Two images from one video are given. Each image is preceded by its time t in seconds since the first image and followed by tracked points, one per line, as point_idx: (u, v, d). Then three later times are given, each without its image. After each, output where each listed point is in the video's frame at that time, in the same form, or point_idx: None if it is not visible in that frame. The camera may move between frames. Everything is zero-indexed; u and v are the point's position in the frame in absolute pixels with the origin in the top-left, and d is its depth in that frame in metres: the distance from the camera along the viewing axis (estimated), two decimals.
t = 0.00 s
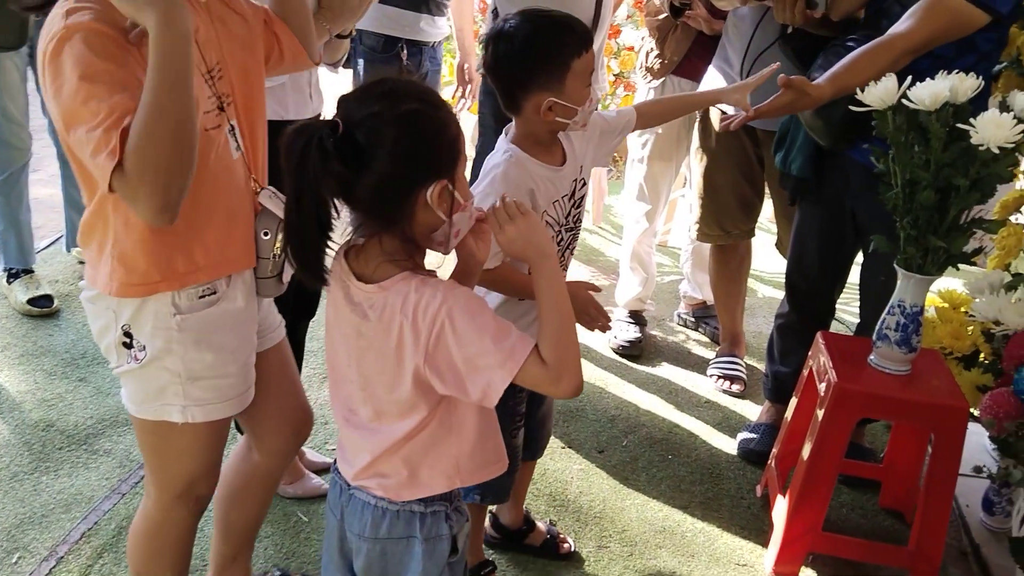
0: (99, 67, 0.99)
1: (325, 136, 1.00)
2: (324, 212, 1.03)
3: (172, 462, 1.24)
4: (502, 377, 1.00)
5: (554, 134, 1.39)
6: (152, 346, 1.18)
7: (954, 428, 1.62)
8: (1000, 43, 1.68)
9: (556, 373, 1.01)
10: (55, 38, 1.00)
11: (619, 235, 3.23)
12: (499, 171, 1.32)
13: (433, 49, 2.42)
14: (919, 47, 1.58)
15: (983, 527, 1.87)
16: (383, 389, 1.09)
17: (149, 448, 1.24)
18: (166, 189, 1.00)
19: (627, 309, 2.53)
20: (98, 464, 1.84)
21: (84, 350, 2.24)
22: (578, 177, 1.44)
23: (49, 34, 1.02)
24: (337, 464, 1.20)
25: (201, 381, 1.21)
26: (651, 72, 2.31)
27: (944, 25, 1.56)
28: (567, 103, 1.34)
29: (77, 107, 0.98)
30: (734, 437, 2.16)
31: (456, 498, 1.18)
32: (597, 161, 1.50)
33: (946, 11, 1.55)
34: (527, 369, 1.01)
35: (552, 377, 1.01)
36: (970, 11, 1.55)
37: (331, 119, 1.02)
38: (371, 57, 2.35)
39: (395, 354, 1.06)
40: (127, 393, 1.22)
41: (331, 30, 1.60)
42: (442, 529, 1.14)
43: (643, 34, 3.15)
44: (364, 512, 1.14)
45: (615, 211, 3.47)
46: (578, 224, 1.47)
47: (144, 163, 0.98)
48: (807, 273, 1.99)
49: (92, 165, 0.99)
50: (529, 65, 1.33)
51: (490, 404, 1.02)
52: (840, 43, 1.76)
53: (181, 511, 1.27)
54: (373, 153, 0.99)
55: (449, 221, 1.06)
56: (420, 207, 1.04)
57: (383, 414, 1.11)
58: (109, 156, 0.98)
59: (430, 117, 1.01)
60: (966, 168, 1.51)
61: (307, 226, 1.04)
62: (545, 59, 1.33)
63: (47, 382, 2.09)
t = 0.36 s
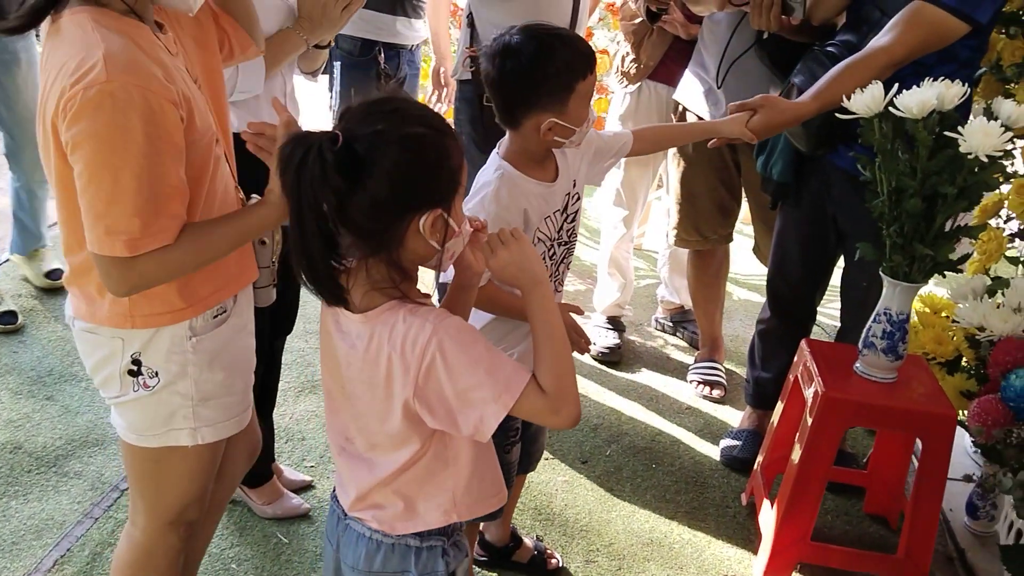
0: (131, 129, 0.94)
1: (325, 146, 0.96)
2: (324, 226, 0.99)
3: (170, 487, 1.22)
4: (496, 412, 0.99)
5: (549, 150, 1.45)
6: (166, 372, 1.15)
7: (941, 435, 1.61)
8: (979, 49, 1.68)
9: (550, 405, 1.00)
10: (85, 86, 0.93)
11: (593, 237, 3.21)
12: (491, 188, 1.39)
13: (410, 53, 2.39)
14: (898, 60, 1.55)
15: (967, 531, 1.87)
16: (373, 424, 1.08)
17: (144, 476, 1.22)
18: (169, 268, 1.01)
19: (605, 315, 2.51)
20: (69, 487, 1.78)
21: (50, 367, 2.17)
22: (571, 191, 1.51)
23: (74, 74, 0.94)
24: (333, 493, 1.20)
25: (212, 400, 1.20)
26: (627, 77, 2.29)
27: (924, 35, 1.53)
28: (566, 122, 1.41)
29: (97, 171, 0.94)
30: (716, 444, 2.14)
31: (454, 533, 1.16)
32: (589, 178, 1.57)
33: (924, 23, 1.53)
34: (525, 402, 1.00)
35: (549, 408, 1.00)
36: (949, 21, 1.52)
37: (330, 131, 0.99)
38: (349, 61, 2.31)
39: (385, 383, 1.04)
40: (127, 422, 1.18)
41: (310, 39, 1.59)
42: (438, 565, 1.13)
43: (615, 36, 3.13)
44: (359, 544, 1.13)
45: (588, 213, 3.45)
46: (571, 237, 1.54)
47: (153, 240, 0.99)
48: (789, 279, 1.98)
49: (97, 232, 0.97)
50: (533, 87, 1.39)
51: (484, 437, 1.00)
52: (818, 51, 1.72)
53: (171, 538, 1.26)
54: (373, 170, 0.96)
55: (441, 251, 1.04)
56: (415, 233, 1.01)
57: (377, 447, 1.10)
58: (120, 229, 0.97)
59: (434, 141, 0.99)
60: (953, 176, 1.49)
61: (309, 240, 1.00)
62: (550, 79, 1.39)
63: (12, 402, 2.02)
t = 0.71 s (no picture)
0: (211, 119, 1.01)
1: (311, 156, 0.93)
2: (308, 236, 0.95)
3: (158, 499, 1.22)
4: (488, 429, 0.95)
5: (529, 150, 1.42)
6: (163, 379, 1.17)
7: (925, 436, 1.60)
8: (959, 46, 1.68)
9: (546, 423, 0.98)
10: (169, 79, 0.98)
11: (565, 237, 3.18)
12: (468, 194, 1.36)
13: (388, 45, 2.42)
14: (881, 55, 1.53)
15: (949, 529, 1.86)
16: (363, 443, 1.05)
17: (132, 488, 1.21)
18: (256, 257, 1.06)
19: (582, 316, 2.48)
20: (35, 503, 1.72)
21: (11, 379, 2.10)
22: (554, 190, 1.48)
23: (148, 65, 0.99)
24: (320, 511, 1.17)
25: (205, 409, 1.21)
26: (602, 76, 2.26)
27: (910, 30, 1.52)
28: (543, 121, 1.38)
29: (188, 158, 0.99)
30: (696, 445, 2.12)
31: (445, 557, 1.13)
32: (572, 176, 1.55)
33: (909, 16, 1.51)
34: (520, 418, 0.97)
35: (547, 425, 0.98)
36: (932, 14, 1.51)
37: (315, 139, 0.96)
38: (326, 55, 2.25)
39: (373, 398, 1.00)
40: (115, 433, 1.19)
41: None
42: None
43: (586, 33, 3.11)
44: (344, 564, 1.11)
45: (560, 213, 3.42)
46: (556, 238, 1.51)
47: (235, 226, 1.05)
48: (768, 278, 1.96)
49: (184, 220, 1.01)
50: (511, 82, 1.35)
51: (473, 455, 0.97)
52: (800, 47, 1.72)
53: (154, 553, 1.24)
54: (361, 177, 0.93)
55: (436, 256, 1.01)
56: (408, 242, 0.98)
57: (365, 465, 1.06)
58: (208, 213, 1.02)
59: (425, 144, 0.96)
60: (938, 173, 1.48)
61: (290, 253, 0.96)
62: (529, 73, 1.35)
63: None
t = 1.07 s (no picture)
0: (196, 114, 0.99)
1: (286, 172, 0.91)
2: (287, 257, 0.93)
3: (232, 499, 1.23)
4: (473, 437, 0.95)
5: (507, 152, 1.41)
6: (187, 369, 1.15)
7: (901, 436, 1.60)
8: (930, 47, 1.69)
9: (530, 429, 0.97)
10: (157, 72, 0.97)
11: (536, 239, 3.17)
12: (445, 196, 1.34)
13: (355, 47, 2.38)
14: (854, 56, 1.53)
15: (924, 526, 1.87)
16: (342, 458, 1.02)
17: (201, 486, 1.23)
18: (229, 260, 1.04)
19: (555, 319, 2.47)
20: None
21: None
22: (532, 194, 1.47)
23: (137, 58, 0.97)
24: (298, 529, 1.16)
25: (239, 393, 1.19)
26: (573, 77, 2.25)
27: (884, 31, 1.52)
28: (522, 123, 1.36)
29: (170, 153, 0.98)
30: (671, 447, 2.11)
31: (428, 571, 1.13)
32: (551, 181, 1.54)
33: (880, 17, 1.51)
34: (504, 425, 0.97)
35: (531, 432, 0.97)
36: (904, 17, 1.51)
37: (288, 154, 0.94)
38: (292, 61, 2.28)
39: (351, 416, 0.99)
40: (161, 435, 1.19)
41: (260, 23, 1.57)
42: None
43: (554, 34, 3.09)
44: None
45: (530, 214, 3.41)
46: (537, 241, 1.49)
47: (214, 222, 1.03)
48: (742, 279, 1.96)
49: (159, 216, 0.99)
50: (489, 85, 1.33)
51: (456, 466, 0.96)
52: (772, 48, 1.72)
53: (249, 555, 1.26)
54: (337, 191, 0.91)
55: (415, 265, 0.99)
56: (387, 254, 0.96)
57: (342, 481, 1.04)
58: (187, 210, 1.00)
59: (401, 155, 0.95)
60: (912, 174, 1.48)
61: (268, 271, 0.94)
62: (508, 78, 1.33)
63: None
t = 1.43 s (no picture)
0: (134, 121, 0.94)
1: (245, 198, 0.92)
2: (248, 289, 0.95)
3: (192, 520, 1.21)
4: (464, 369, 1.01)
5: (486, 157, 1.40)
6: (152, 391, 1.13)
7: (883, 436, 1.61)
8: (908, 48, 1.69)
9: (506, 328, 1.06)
10: (91, 77, 0.92)
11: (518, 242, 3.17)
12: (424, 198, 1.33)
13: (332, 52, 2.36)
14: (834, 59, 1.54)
15: (905, 525, 1.88)
16: (322, 460, 1.03)
17: (157, 509, 1.20)
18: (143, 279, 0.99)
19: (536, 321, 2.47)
20: None
21: None
22: (512, 200, 1.46)
23: (80, 62, 0.94)
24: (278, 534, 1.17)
25: (203, 419, 1.18)
26: (551, 79, 2.24)
27: (862, 33, 1.53)
28: (502, 123, 1.35)
29: (102, 159, 0.92)
30: (653, 449, 2.11)
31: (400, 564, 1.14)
32: (532, 185, 1.52)
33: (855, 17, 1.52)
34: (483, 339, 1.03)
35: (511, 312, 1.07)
36: (883, 17, 1.52)
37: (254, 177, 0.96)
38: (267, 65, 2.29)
39: (329, 410, 0.99)
40: (119, 450, 1.16)
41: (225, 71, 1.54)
42: None
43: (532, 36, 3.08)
44: None
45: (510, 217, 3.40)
46: (518, 246, 1.50)
47: (143, 234, 0.97)
48: (721, 280, 1.96)
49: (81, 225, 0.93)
50: (467, 81, 1.32)
51: (462, 398, 1.01)
52: (750, 48, 1.72)
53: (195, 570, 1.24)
54: (297, 221, 0.95)
55: (389, 282, 1.01)
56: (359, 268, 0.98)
57: (326, 480, 1.05)
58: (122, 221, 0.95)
59: (368, 174, 0.94)
60: (892, 174, 1.48)
61: (230, 300, 0.95)
62: (486, 77, 1.32)
63: None
